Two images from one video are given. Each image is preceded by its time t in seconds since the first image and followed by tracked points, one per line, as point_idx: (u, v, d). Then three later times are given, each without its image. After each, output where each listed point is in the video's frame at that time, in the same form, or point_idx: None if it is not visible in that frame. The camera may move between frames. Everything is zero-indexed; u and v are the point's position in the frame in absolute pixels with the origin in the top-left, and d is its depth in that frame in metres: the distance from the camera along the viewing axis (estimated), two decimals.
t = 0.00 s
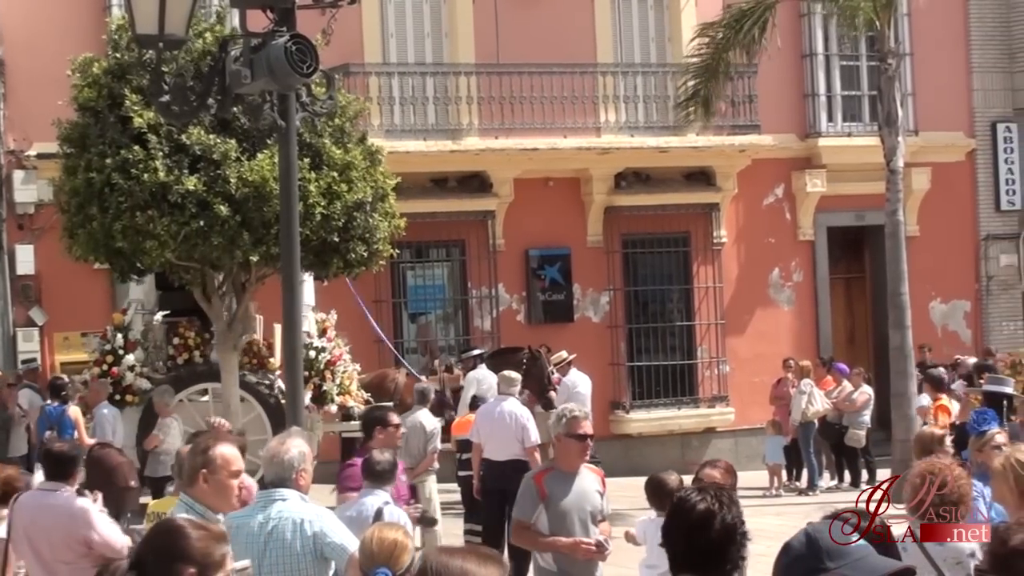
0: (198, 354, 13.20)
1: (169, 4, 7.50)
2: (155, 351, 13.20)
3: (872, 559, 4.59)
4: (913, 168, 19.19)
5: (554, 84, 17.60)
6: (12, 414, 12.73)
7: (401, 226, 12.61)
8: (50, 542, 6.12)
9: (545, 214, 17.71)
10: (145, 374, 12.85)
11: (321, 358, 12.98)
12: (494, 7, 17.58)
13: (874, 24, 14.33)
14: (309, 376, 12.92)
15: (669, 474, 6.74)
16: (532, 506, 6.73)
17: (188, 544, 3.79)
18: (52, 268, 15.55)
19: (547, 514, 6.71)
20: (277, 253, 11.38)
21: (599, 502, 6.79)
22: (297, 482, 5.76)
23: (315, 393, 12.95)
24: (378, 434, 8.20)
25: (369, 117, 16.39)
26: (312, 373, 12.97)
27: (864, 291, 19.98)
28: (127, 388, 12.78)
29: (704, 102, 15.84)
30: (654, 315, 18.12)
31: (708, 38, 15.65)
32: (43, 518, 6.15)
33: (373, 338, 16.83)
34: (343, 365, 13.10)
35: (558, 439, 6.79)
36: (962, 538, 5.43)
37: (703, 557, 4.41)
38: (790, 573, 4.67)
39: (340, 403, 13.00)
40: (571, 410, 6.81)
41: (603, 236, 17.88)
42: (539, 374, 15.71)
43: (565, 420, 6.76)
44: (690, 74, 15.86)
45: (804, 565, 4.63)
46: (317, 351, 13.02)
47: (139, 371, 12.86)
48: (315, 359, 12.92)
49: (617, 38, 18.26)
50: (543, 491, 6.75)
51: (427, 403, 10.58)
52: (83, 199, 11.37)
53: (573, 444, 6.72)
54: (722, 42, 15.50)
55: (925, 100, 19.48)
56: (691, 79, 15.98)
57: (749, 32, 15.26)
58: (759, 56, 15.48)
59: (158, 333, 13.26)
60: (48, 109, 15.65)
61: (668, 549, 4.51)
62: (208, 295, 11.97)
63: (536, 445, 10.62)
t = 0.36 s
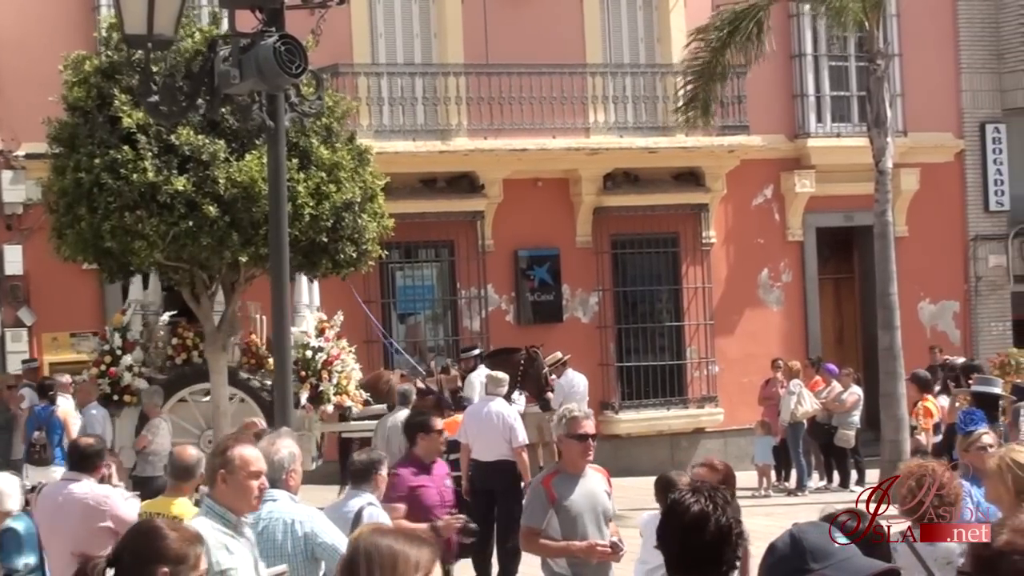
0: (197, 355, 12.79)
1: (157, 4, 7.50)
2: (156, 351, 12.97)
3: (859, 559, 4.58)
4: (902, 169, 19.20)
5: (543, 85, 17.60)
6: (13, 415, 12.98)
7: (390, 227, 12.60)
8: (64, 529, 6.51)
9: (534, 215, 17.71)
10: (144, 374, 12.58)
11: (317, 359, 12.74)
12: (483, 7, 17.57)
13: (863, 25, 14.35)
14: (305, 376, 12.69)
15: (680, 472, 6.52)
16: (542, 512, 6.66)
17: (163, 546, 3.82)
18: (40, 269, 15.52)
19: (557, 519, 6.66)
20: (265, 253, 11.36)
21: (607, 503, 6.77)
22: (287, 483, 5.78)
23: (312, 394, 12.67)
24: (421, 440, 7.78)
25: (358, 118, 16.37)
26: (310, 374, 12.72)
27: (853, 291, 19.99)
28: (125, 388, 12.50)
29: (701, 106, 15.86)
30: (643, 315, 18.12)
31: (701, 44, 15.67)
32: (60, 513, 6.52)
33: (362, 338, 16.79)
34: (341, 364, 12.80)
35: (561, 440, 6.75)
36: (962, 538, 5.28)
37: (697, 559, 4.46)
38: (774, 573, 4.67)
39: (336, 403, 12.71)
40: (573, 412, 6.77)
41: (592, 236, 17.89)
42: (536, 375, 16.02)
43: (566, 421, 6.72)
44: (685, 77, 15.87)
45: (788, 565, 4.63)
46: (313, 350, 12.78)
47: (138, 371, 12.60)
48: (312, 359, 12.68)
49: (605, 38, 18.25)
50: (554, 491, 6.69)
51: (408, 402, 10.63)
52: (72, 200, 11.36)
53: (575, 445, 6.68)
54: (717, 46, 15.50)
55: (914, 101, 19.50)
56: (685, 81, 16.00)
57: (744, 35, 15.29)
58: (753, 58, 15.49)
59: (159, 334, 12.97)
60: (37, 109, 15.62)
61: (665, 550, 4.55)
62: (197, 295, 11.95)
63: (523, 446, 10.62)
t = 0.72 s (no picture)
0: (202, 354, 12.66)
1: (150, 5, 7.50)
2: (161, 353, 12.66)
3: (836, 558, 4.58)
4: (895, 170, 19.22)
5: (535, 85, 17.59)
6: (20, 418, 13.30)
7: (382, 227, 12.59)
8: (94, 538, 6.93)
9: (527, 215, 17.70)
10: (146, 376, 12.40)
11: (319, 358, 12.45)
12: (476, 7, 17.57)
13: (856, 26, 14.36)
14: (307, 376, 12.41)
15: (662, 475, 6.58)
16: (544, 513, 6.67)
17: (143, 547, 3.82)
18: (32, 269, 15.52)
19: (560, 519, 6.67)
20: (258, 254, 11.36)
21: (614, 504, 6.75)
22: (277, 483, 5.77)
23: (314, 393, 12.41)
24: (467, 433, 7.45)
25: (351, 118, 16.37)
26: (312, 373, 12.44)
27: (846, 292, 20.01)
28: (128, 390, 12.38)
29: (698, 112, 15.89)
30: (636, 316, 18.13)
31: (696, 52, 15.70)
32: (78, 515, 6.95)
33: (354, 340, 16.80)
34: (343, 364, 12.51)
35: (567, 440, 6.75)
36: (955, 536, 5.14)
37: (700, 560, 4.61)
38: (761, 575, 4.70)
39: (339, 402, 12.44)
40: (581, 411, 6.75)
41: (585, 237, 17.88)
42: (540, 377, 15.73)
43: (573, 420, 6.72)
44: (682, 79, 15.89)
45: (771, 567, 4.65)
46: (315, 350, 12.47)
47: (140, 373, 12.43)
48: (313, 358, 12.42)
49: (598, 38, 18.25)
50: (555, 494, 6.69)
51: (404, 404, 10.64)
52: (65, 200, 11.36)
53: (581, 445, 6.67)
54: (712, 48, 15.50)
55: (907, 102, 19.50)
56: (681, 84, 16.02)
57: (739, 42, 15.31)
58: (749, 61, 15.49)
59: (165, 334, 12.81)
60: (29, 109, 15.62)
61: (667, 551, 4.70)
62: (190, 296, 11.96)
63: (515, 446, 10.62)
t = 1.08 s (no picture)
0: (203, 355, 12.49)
1: (138, 5, 7.49)
2: (158, 354, 12.53)
3: (821, 559, 4.58)
4: (883, 171, 19.23)
5: (523, 86, 17.59)
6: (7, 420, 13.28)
7: (370, 229, 12.58)
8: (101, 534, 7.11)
9: (515, 216, 17.69)
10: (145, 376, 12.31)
11: (318, 359, 12.43)
12: (465, 8, 17.56)
13: (844, 28, 14.37)
14: (306, 377, 12.38)
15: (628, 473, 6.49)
16: (553, 513, 6.78)
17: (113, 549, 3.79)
18: (19, 269, 15.50)
19: (569, 520, 6.78)
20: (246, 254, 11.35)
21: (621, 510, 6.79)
22: (267, 484, 5.77)
23: (313, 394, 12.33)
24: (516, 433, 7.67)
25: (340, 119, 16.36)
26: (310, 374, 12.41)
27: (834, 294, 20.02)
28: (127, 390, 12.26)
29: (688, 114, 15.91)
30: (623, 317, 18.13)
31: (686, 54, 15.73)
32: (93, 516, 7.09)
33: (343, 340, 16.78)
34: (342, 365, 12.42)
35: (578, 440, 6.86)
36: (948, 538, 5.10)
37: (689, 560, 4.63)
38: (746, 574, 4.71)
39: (338, 404, 12.32)
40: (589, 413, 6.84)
41: (573, 238, 17.88)
42: (537, 376, 16.19)
43: (584, 421, 6.81)
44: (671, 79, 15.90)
45: (756, 566, 4.65)
46: (314, 352, 12.47)
47: (138, 373, 12.34)
48: (312, 359, 12.41)
49: (586, 39, 18.25)
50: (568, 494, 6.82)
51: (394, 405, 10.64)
52: (52, 200, 11.35)
53: (591, 446, 6.80)
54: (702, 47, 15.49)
55: (894, 104, 19.52)
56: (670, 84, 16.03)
57: (728, 44, 15.34)
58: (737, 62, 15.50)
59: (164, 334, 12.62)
60: (17, 109, 15.61)
61: (654, 552, 4.71)
62: (177, 297, 11.96)
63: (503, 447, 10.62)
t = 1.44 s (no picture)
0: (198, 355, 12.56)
1: (124, 5, 7.48)
2: (154, 354, 12.56)
3: (806, 562, 4.59)
4: (869, 173, 19.26)
5: (510, 87, 17.60)
6: None
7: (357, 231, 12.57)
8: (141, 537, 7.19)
9: (502, 217, 17.70)
10: (140, 377, 12.36)
11: (312, 360, 12.42)
12: (451, 9, 17.56)
13: (830, 30, 14.39)
14: (301, 378, 12.35)
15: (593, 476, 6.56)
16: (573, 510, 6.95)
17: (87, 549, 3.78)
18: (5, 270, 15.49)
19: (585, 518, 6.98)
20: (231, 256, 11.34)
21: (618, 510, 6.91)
22: (253, 486, 5.84)
23: (309, 395, 12.33)
24: (553, 432, 7.58)
25: (326, 120, 16.37)
26: (305, 375, 12.39)
27: (820, 295, 20.04)
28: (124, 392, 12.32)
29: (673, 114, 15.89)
30: (609, 318, 18.14)
31: (671, 54, 15.71)
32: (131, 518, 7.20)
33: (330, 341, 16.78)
34: (337, 366, 12.43)
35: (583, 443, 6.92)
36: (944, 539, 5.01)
37: (675, 561, 4.67)
38: None
39: (333, 405, 12.34)
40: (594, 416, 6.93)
41: (559, 239, 17.87)
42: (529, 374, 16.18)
43: (592, 423, 6.89)
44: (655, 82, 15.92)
45: (742, 567, 4.65)
46: (309, 352, 12.44)
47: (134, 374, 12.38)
48: (307, 360, 12.39)
49: (572, 40, 18.25)
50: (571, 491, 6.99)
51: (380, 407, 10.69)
52: (37, 201, 11.34)
53: (600, 448, 6.86)
54: (687, 49, 15.49)
55: (881, 106, 19.53)
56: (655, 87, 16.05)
57: (711, 44, 15.36)
58: (722, 63, 15.51)
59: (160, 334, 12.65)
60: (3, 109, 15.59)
61: (636, 554, 4.75)
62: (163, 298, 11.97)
63: (487, 448, 10.59)
